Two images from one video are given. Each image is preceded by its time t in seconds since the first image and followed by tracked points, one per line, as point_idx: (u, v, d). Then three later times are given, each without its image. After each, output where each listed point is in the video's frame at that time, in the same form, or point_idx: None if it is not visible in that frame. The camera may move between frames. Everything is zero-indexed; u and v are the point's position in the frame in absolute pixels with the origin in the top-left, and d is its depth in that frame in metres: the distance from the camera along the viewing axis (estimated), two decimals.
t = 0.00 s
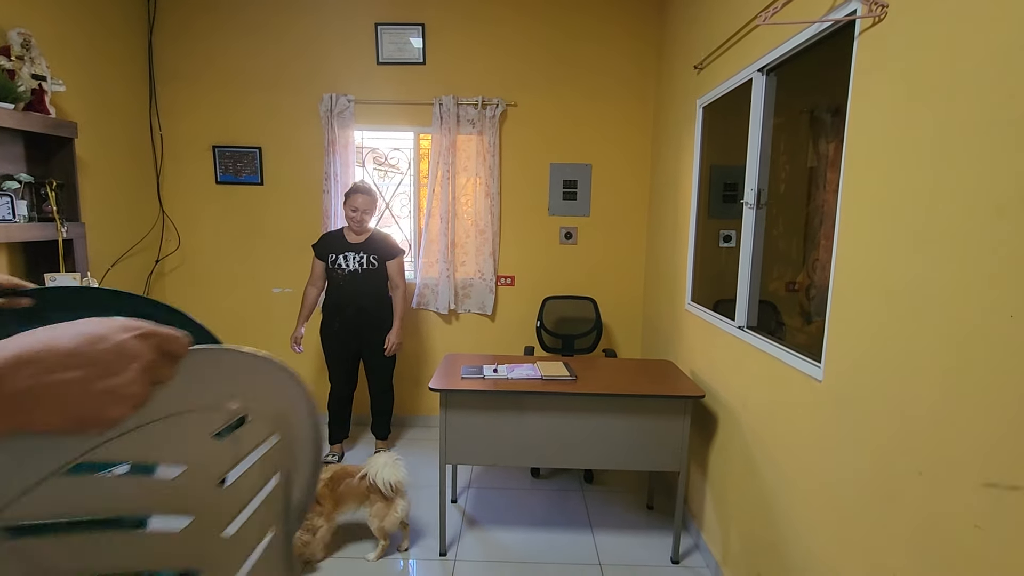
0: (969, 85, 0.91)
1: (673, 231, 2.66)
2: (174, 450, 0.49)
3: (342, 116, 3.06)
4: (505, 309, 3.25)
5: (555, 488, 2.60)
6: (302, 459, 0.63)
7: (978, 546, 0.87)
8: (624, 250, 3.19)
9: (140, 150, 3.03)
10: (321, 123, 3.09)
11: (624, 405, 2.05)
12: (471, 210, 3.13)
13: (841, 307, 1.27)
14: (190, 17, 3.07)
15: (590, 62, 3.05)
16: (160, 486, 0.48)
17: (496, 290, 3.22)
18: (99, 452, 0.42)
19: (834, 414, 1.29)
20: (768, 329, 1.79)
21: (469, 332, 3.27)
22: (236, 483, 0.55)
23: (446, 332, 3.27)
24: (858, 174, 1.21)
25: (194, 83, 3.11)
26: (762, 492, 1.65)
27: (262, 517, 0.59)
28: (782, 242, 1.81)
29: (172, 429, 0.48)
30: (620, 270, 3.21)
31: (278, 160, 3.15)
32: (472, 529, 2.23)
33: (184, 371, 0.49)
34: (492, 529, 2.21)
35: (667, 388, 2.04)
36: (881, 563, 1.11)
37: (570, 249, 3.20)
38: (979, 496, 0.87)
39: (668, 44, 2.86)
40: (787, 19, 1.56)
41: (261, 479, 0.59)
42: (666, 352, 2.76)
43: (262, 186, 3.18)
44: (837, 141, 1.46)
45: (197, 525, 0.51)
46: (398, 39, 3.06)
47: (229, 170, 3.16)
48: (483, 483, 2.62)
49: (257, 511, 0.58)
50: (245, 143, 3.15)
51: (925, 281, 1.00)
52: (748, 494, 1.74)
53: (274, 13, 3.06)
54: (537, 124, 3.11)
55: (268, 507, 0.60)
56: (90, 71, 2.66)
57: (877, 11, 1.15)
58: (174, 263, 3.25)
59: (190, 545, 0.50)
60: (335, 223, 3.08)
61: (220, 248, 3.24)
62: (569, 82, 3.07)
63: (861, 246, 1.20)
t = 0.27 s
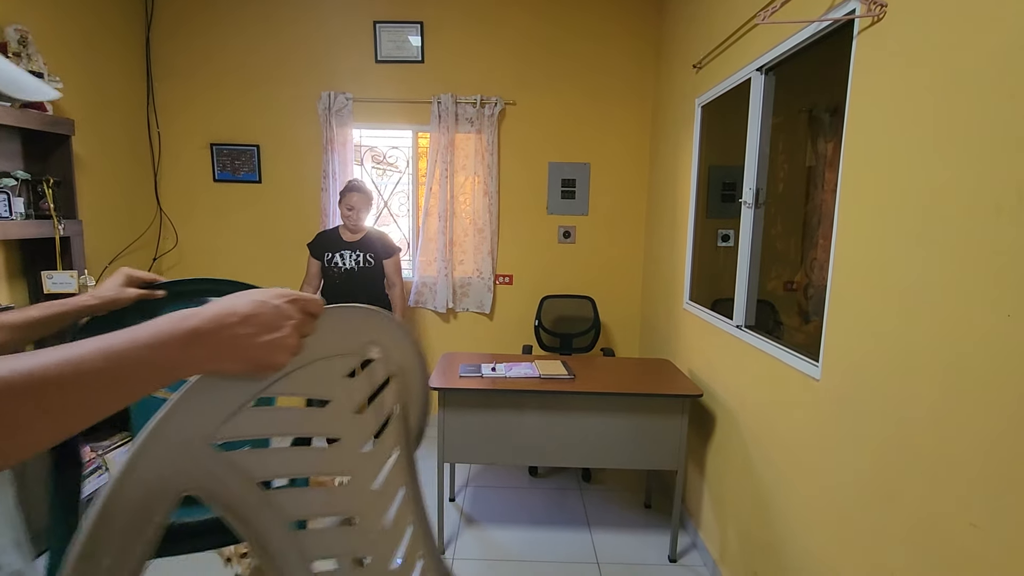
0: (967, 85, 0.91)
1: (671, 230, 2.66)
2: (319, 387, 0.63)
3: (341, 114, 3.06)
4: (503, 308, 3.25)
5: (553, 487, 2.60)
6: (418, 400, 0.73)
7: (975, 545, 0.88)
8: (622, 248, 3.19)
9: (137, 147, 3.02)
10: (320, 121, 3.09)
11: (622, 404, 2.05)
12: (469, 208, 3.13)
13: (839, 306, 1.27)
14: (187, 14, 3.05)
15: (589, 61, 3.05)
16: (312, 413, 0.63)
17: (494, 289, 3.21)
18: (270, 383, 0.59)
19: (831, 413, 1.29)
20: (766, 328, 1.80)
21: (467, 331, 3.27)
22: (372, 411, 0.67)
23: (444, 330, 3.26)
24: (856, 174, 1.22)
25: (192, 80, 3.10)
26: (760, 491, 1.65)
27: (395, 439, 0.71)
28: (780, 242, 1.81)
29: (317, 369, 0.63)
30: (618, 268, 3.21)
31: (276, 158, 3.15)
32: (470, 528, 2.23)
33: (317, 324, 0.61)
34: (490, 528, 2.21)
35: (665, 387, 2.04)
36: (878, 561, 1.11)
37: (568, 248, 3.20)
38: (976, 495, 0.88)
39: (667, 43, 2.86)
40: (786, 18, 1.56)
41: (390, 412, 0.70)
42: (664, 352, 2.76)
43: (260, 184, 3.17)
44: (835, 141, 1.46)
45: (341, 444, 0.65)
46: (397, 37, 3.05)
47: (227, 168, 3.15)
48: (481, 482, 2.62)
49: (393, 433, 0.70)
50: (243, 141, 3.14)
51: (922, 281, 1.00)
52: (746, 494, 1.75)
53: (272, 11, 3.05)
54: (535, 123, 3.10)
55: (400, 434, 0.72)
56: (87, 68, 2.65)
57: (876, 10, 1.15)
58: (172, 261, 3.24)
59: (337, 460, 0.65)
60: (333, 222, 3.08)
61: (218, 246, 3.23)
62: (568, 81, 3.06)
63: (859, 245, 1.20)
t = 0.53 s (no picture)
0: (964, 85, 0.91)
1: (669, 230, 2.66)
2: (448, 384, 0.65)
3: (339, 113, 3.06)
4: (500, 308, 3.25)
5: (551, 487, 2.60)
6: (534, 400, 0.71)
7: (973, 545, 0.88)
8: (620, 248, 3.19)
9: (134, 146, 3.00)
10: (318, 120, 3.08)
11: (621, 404, 2.06)
12: (467, 208, 3.13)
13: (836, 305, 1.27)
14: (184, 13, 3.04)
15: (587, 61, 3.05)
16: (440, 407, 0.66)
17: (492, 289, 3.21)
18: (413, 380, 0.61)
19: (829, 413, 1.29)
20: (764, 328, 1.80)
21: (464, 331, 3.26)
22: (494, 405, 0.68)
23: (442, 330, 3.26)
24: (855, 174, 1.22)
25: (188, 79, 3.09)
26: (758, 491, 1.65)
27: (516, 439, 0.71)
28: (778, 242, 1.82)
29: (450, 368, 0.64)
30: (616, 268, 3.21)
31: (274, 157, 3.14)
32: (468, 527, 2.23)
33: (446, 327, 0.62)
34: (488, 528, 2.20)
35: (663, 386, 2.04)
36: (876, 561, 1.11)
37: (566, 247, 3.20)
38: (972, 495, 0.88)
39: (665, 43, 2.86)
40: (784, 19, 1.57)
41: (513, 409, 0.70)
42: (662, 352, 2.76)
43: (257, 183, 3.16)
44: (833, 141, 1.47)
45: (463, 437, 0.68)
46: (395, 36, 3.04)
47: (224, 167, 3.14)
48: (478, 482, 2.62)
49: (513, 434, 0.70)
50: (240, 140, 3.13)
51: (920, 281, 1.00)
52: (744, 494, 1.74)
53: (269, 9, 3.04)
54: (534, 122, 3.10)
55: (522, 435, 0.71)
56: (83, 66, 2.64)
57: (874, 10, 1.15)
58: (168, 260, 3.23)
59: (464, 449, 0.68)
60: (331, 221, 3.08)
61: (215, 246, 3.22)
62: (566, 80, 3.06)
63: (858, 245, 1.20)
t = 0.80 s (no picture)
0: (960, 88, 0.92)
1: (666, 231, 2.67)
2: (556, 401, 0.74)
3: (335, 113, 3.04)
4: (497, 308, 3.25)
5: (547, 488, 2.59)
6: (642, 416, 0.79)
7: (967, 544, 0.88)
8: (617, 249, 3.20)
9: (130, 145, 2.99)
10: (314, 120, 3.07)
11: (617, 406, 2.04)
12: (464, 208, 3.13)
13: (832, 306, 1.28)
14: (181, 12, 3.04)
15: (585, 62, 3.05)
16: (549, 422, 0.75)
17: (489, 289, 3.21)
18: (526, 395, 0.73)
19: (825, 413, 1.30)
20: (760, 329, 1.81)
21: (461, 331, 3.26)
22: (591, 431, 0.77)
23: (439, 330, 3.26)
24: (851, 175, 1.22)
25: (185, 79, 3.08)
26: (754, 491, 1.66)
27: (615, 448, 0.80)
28: (774, 243, 1.83)
29: (561, 388, 0.74)
30: (613, 269, 3.21)
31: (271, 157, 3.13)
32: (464, 528, 2.23)
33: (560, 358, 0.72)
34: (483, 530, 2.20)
35: (662, 385, 2.07)
36: (871, 560, 1.12)
37: (563, 248, 3.20)
38: (967, 496, 0.88)
39: (662, 44, 2.87)
40: (780, 20, 1.57)
41: (616, 421, 0.78)
42: (659, 352, 2.77)
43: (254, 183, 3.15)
44: (829, 143, 1.49)
45: (567, 447, 0.77)
46: (392, 36, 3.04)
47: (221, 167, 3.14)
48: (475, 483, 2.62)
49: (611, 444, 0.79)
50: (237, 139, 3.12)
51: (916, 282, 1.00)
52: (740, 494, 1.75)
53: (266, 9, 3.04)
54: (531, 123, 3.10)
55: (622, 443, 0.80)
56: (79, 65, 2.63)
57: (870, 13, 1.15)
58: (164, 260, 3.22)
59: (559, 456, 0.77)
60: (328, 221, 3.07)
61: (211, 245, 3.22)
62: (564, 81, 3.07)
63: (853, 246, 1.20)
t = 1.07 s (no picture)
0: (955, 89, 0.92)
1: (663, 231, 2.66)
2: (603, 420, 1.06)
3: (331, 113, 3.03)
4: (494, 308, 3.24)
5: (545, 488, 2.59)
6: (680, 439, 1.09)
7: (960, 544, 0.88)
8: (614, 249, 3.20)
9: (124, 144, 2.97)
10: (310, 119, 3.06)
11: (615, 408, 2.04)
12: (461, 208, 3.12)
13: (829, 307, 1.28)
14: (175, 10, 3.02)
15: (581, 62, 3.05)
16: (597, 436, 1.07)
17: (485, 290, 3.20)
18: (573, 403, 1.05)
19: (820, 414, 1.30)
20: (756, 330, 1.81)
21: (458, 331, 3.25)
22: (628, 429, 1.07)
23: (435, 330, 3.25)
24: (847, 176, 1.22)
25: (179, 77, 3.07)
26: (750, 492, 1.66)
27: (651, 462, 1.09)
28: (771, 243, 1.82)
29: (603, 408, 1.06)
30: (609, 269, 3.21)
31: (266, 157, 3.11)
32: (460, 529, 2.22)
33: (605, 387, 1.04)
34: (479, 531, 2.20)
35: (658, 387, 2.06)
36: (866, 561, 1.12)
37: (559, 248, 3.19)
38: (962, 497, 0.88)
39: (659, 44, 2.86)
40: (777, 21, 1.57)
41: (653, 440, 1.08)
42: (656, 353, 2.77)
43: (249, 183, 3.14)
44: (825, 143, 1.47)
45: (610, 456, 1.08)
46: (388, 35, 3.03)
47: (216, 166, 3.12)
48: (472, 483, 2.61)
49: (648, 458, 1.09)
50: (232, 139, 3.10)
51: (910, 283, 1.00)
52: (737, 494, 1.75)
53: (261, 7, 3.02)
54: (528, 123, 3.10)
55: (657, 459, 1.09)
56: (73, 64, 2.61)
57: (866, 14, 1.15)
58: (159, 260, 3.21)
59: (601, 449, 1.08)
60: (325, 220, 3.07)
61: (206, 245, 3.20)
62: (561, 81, 3.06)
63: (849, 246, 1.20)
